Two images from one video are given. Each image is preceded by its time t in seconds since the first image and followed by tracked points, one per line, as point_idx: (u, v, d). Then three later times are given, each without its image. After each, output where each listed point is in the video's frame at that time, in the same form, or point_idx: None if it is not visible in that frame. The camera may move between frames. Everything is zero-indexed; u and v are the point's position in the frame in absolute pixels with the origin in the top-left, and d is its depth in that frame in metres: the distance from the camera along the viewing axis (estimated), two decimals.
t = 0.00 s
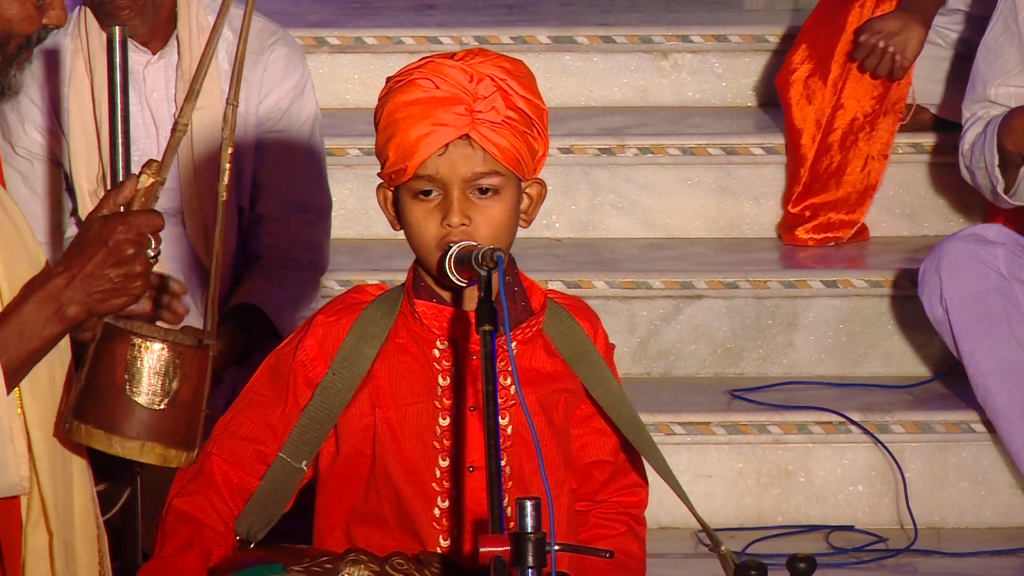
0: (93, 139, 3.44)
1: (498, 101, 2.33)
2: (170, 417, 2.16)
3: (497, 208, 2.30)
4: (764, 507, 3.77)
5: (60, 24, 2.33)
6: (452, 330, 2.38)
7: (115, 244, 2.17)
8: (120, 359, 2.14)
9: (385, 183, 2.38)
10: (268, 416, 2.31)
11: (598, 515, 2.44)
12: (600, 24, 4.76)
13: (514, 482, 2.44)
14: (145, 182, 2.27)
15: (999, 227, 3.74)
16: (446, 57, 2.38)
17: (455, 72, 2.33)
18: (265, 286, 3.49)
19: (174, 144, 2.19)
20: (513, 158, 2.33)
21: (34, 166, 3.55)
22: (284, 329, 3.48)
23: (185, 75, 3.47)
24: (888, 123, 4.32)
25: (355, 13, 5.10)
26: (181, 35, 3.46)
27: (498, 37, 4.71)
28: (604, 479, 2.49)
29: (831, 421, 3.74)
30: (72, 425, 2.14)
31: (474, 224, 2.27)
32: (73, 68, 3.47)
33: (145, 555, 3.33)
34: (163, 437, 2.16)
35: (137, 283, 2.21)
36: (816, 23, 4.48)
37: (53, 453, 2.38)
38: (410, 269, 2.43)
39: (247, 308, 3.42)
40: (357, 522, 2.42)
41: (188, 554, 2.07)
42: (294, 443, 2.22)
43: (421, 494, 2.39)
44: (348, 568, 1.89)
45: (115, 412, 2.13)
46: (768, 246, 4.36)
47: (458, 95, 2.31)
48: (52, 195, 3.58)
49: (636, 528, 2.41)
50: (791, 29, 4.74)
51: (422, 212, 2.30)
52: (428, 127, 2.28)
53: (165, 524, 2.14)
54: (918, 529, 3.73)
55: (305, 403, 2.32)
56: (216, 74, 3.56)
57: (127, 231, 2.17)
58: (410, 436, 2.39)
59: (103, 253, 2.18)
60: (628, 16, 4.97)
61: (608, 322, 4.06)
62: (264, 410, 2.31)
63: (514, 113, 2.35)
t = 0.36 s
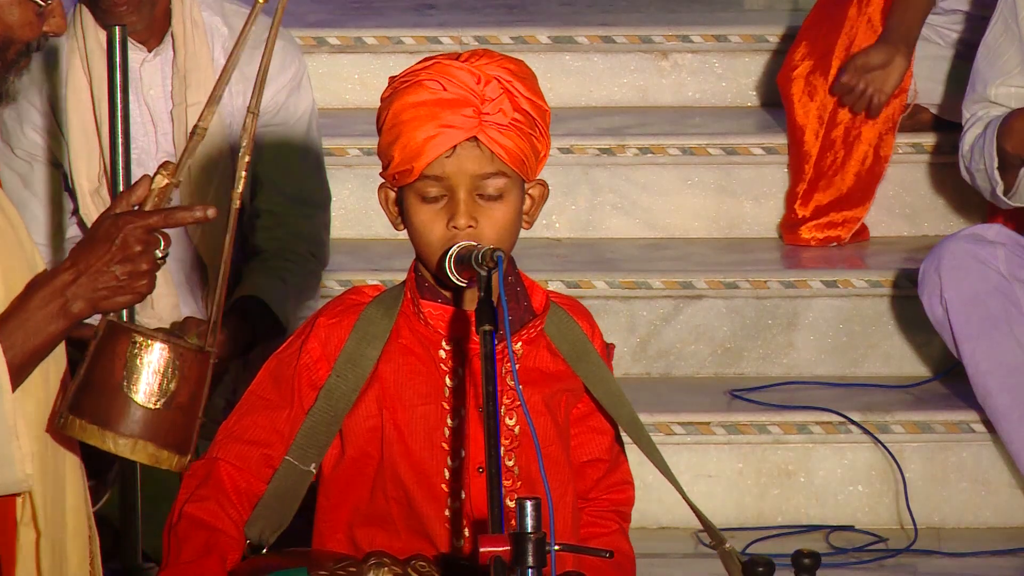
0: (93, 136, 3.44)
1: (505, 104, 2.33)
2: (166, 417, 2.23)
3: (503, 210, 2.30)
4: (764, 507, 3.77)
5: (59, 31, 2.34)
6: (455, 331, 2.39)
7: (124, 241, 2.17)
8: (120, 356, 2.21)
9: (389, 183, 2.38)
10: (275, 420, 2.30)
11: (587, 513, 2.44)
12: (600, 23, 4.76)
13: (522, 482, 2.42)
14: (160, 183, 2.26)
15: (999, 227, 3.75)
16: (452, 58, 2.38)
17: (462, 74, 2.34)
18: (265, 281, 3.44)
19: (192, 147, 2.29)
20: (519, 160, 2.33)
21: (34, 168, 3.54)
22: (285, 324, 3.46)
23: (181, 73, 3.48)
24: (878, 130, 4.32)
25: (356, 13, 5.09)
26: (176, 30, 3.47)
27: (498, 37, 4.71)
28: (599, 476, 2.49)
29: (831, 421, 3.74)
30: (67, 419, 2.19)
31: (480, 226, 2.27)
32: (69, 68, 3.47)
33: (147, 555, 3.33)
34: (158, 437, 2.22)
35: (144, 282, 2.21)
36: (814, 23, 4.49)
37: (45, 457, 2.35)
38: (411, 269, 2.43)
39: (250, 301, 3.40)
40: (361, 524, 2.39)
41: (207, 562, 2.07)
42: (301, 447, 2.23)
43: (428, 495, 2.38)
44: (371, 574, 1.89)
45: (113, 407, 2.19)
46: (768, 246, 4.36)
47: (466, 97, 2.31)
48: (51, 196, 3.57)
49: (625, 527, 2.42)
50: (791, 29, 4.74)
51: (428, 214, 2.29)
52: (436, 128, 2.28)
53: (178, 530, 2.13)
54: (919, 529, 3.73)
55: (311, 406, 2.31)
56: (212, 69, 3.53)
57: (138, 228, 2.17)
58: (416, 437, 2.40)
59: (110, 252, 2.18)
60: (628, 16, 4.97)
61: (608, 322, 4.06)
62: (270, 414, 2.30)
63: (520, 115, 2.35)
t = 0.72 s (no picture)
0: (91, 138, 3.43)
1: (508, 103, 2.33)
2: (166, 420, 2.06)
3: (507, 208, 2.29)
4: (764, 507, 3.77)
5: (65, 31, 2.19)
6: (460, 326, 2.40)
7: (115, 240, 2.06)
8: (117, 356, 2.07)
9: (392, 183, 2.37)
10: (283, 418, 2.30)
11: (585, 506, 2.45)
12: (600, 23, 4.76)
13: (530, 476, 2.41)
14: (153, 182, 2.15)
15: (999, 227, 3.74)
16: (454, 57, 2.38)
17: (465, 73, 2.34)
18: (261, 284, 3.43)
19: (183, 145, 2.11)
20: (522, 158, 2.33)
21: (33, 169, 3.55)
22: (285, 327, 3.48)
23: (179, 75, 3.48)
24: (879, 129, 4.34)
25: (356, 13, 5.09)
26: (174, 32, 3.46)
27: (498, 37, 4.71)
28: (598, 468, 2.49)
29: (831, 421, 3.74)
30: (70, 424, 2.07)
31: (486, 226, 2.26)
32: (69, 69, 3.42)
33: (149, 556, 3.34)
34: (158, 439, 2.06)
35: (139, 282, 2.07)
36: (816, 21, 4.49)
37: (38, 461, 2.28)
38: (415, 266, 2.43)
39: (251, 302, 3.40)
40: (368, 521, 2.39)
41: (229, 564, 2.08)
42: (310, 443, 2.24)
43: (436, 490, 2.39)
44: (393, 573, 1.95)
45: (110, 409, 2.05)
46: (768, 246, 4.36)
47: (469, 96, 2.31)
48: (51, 199, 3.59)
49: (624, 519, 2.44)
50: (791, 29, 4.74)
51: (432, 214, 2.29)
52: (440, 128, 2.28)
53: (194, 531, 2.13)
54: (919, 529, 3.73)
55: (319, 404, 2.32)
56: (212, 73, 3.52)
57: (128, 227, 2.06)
58: (424, 432, 2.39)
59: (103, 250, 2.06)
60: (628, 16, 4.96)
61: (609, 322, 4.06)
62: (278, 411, 2.30)
63: (523, 114, 2.35)
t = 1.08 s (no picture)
0: (90, 139, 3.44)
1: (500, 105, 2.33)
2: (171, 420, 2.09)
3: (501, 210, 2.30)
4: (764, 507, 3.77)
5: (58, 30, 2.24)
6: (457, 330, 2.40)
7: (114, 247, 2.09)
8: (119, 360, 2.09)
9: (388, 186, 2.38)
10: (275, 418, 2.30)
11: (598, 513, 2.44)
12: (600, 24, 4.76)
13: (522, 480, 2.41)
14: (145, 185, 2.16)
15: (999, 228, 3.74)
16: (447, 60, 2.38)
17: (457, 76, 2.34)
18: (261, 282, 3.44)
19: (173, 148, 2.11)
20: (516, 160, 2.33)
21: (33, 170, 3.54)
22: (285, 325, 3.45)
23: (178, 75, 3.48)
24: (874, 133, 4.32)
25: (356, 13, 5.09)
26: (174, 32, 3.46)
27: (498, 37, 4.71)
28: (606, 476, 2.48)
29: (831, 421, 3.74)
30: (72, 428, 2.09)
31: (479, 228, 2.27)
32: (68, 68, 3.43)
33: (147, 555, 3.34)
34: (163, 439, 2.08)
35: (137, 286, 2.13)
36: (815, 23, 4.50)
37: (48, 458, 2.28)
38: (414, 269, 2.44)
39: (248, 303, 3.38)
40: (363, 523, 2.38)
41: (206, 561, 2.08)
42: (301, 444, 2.22)
43: (430, 493, 2.37)
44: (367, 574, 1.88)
45: (113, 413, 2.07)
46: (768, 246, 4.36)
47: (460, 99, 2.31)
48: (50, 200, 3.55)
49: (637, 527, 2.42)
50: (791, 29, 4.74)
51: (426, 217, 2.29)
52: (432, 132, 2.28)
53: (177, 529, 2.14)
54: (919, 529, 3.73)
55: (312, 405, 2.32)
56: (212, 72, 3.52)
57: (127, 234, 2.09)
58: (418, 435, 2.39)
59: (102, 255, 2.10)
60: (628, 16, 4.96)
61: (609, 322, 4.06)
62: (270, 412, 2.31)
63: (516, 116, 2.35)
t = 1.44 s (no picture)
0: (92, 140, 3.44)
1: (492, 102, 2.33)
2: (174, 439, 2.07)
3: (493, 208, 2.30)
4: (764, 507, 3.77)
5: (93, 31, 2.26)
6: (452, 329, 2.40)
7: (141, 260, 2.08)
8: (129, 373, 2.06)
9: (384, 184, 2.39)
10: (267, 417, 2.31)
11: (607, 514, 2.43)
12: (600, 23, 4.76)
13: (514, 481, 2.42)
14: (179, 203, 2.16)
15: (998, 227, 3.74)
16: (442, 57, 2.38)
17: (450, 73, 2.34)
18: (258, 284, 3.44)
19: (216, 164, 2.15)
20: (509, 158, 2.33)
21: (35, 170, 3.51)
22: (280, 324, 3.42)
23: (180, 75, 3.47)
24: (873, 135, 4.32)
25: (356, 13, 5.10)
26: (176, 34, 3.47)
27: (498, 37, 4.71)
28: (611, 477, 2.48)
29: (831, 421, 3.74)
30: (73, 432, 2.06)
31: (470, 224, 2.27)
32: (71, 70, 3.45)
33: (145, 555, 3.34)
34: (164, 457, 2.06)
35: (160, 300, 2.13)
36: (816, 25, 4.51)
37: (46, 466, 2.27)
38: (411, 270, 2.44)
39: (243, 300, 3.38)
40: (359, 522, 2.40)
41: (188, 557, 2.07)
42: (294, 443, 2.23)
43: (419, 493, 2.37)
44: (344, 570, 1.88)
45: (119, 424, 2.05)
46: (768, 246, 4.36)
47: (451, 95, 2.31)
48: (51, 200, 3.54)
49: (647, 527, 2.41)
50: (791, 29, 4.74)
51: (418, 212, 2.29)
52: (424, 127, 2.28)
53: (164, 526, 2.15)
54: (919, 529, 3.73)
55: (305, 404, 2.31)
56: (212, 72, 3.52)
57: (156, 248, 2.07)
58: (410, 435, 2.39)
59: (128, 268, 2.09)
60: (628, 16, 4.97)
61: (609, 322, 4.06)
62: (263, 411, 2.32)
63: (509, 113, 2.35)
